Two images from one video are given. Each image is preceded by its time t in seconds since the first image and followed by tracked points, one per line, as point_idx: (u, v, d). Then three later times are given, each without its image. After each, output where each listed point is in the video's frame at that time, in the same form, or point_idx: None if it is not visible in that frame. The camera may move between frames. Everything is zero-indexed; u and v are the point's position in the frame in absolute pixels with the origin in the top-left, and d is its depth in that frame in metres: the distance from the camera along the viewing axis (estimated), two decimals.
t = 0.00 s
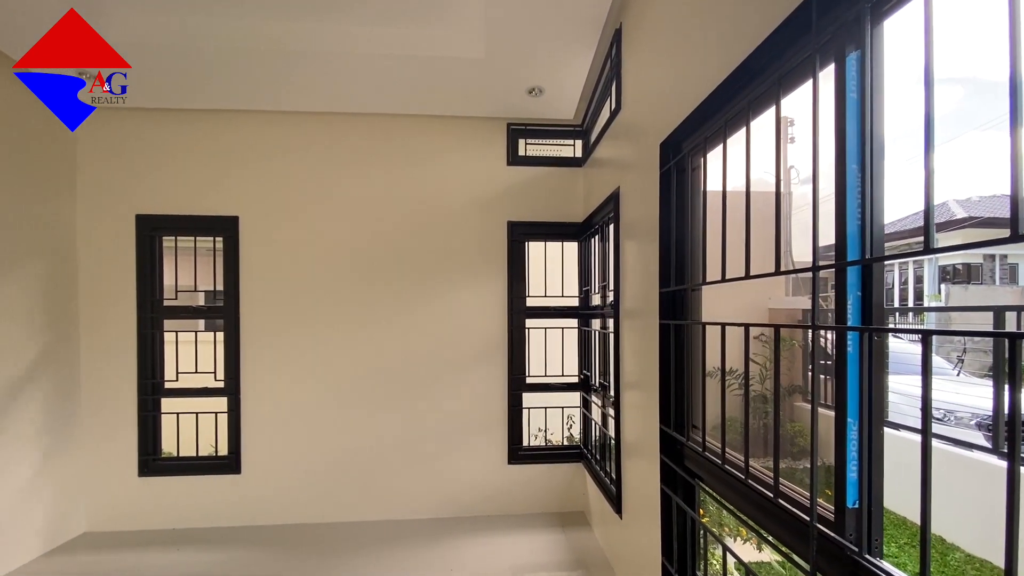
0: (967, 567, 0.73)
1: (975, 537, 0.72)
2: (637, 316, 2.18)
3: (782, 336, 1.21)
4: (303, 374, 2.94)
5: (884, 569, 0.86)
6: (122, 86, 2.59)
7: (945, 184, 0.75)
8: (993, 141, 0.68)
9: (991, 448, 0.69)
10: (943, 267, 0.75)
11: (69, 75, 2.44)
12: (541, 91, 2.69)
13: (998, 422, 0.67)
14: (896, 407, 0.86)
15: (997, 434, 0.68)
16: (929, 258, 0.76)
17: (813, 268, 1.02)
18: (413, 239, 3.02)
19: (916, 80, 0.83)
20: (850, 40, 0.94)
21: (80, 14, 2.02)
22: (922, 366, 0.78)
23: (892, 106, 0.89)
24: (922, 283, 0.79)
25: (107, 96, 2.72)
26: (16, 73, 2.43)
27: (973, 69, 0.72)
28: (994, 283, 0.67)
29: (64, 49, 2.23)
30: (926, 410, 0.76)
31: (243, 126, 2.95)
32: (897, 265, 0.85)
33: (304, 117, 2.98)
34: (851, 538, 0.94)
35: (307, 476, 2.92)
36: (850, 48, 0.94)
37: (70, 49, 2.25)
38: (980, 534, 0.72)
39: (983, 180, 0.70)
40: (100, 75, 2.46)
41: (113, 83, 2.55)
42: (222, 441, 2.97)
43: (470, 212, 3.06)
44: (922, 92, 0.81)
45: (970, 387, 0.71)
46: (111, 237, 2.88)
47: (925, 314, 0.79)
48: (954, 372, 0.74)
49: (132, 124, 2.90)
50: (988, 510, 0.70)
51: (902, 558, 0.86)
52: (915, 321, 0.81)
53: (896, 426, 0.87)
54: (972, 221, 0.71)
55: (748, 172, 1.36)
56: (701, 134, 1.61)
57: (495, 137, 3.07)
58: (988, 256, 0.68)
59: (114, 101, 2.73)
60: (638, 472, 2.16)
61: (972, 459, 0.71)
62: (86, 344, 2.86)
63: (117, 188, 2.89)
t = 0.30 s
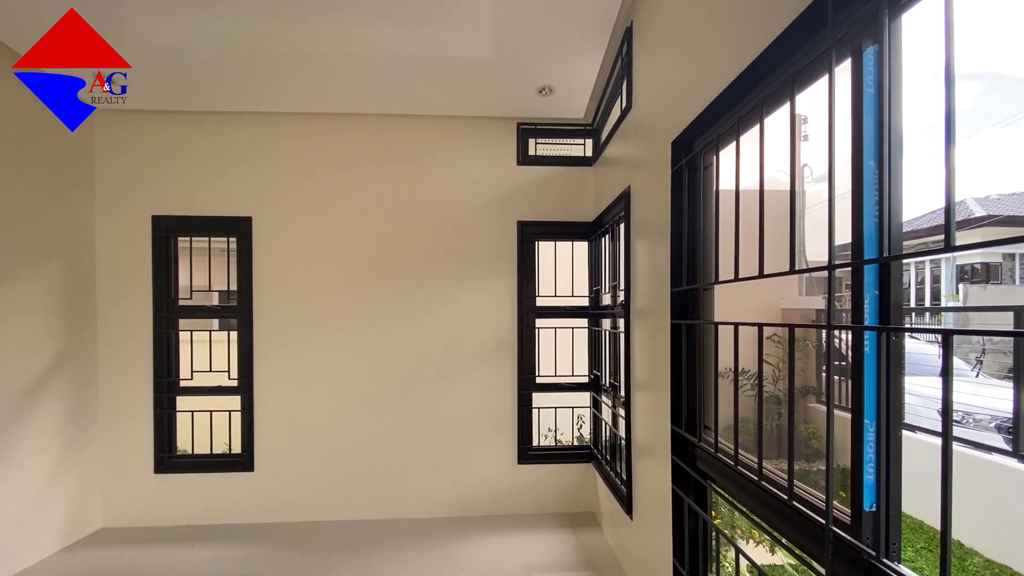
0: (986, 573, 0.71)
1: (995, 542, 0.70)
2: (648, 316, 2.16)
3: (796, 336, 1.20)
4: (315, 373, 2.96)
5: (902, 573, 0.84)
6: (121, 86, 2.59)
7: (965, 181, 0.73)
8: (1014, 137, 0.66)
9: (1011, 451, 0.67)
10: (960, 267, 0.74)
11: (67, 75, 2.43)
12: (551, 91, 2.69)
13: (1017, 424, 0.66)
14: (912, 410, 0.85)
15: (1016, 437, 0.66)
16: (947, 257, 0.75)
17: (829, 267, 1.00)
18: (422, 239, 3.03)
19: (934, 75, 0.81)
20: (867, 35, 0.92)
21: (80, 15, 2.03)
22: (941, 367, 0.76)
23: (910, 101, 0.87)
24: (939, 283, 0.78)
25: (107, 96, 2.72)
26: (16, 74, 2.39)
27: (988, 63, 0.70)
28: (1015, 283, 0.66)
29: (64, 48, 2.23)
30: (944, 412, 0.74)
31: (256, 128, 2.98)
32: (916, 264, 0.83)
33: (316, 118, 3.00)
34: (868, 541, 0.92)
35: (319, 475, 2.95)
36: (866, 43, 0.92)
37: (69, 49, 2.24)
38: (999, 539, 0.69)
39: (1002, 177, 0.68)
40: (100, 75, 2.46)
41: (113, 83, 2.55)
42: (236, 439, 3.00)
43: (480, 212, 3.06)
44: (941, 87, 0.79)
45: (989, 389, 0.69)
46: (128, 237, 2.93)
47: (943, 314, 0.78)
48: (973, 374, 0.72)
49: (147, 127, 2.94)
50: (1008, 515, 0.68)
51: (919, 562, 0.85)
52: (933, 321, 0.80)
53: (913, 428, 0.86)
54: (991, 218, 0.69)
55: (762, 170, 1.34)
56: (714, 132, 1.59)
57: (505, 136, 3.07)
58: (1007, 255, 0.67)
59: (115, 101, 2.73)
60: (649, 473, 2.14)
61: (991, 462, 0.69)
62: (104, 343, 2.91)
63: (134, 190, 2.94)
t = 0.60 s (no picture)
0: None
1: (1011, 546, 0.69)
2: (656, 315, 2.15)
3: (807, 335, 1.18)
4: (323, 372, 2.98)
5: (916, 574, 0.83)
6: (121, 86, 2.60)
7: (984, 178, 0.72)
8: None
9: None
10: (975, 266, 0.73)
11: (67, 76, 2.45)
12: (559, 90, 2.68)
13: None
14: (924, 410, 0.84)
15: None
16: (961, 255, 0.75)
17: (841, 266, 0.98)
18: (431, 239, 3.04)
19: (949, 71, 0.80)
20: (881, 29, 0.91)
21: (80, 15, 2.03)
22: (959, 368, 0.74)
23: (926, 96, 0.85)
24: (952, 283, 0.77)
25: (107, 96, 2.73)
26: (16, 74, 2.35)
27: (1006, 59, 0.69)
28: None
29: (64, 49, 2.24)
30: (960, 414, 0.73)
31: (265, 128, 3.01)
32: (932, 260, 0.81)
33: (324, 119, 3.02)
34: (882, 542, 0.91)
35: (328, 473, 2.96)
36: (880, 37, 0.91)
37: (70, 50, 2.26)
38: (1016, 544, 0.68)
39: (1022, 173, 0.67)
40: (100, 75, 2.47)
41: (113, 83, 2.56)
42: (246, 437, 3.03)
43: (488, 211, 3.06)
44: (959, 81, 0.77)
45: (1003, 390, 0.69)
46: (140, 238, 2.96)
47: (956, 314, 0.77)
48: (987, 375, 0.71)
49: (159, 128, 2.98)
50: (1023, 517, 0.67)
51: (932, 565, 0.83)
52: (945, 321, 0.80)
53: (926, 429, 0.83)
54: (1005, 217, 0.68)
55: (773, 168, 1.32)
56: (724, 129, 1.58)
57: (513, 136, 3.06)
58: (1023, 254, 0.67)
59: (115, 101, 2.74)
60: (657, 473, 2.13)
61: (1004, 463, 0.69)
62: (117, 342, 2.95)
63: (146, 191, 2.98)
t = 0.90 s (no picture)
0: None
1: None
2: (665, 316, 2.14)
3: (818, 336, 1.17)
4: (332, 372, 3.00)
5: None
6: (121, 84, 2.59)
7: (1000, 176, 0.71)
8: None
9: None
10: (989, 265, 0.73)
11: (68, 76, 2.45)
12: (567, 89, 2.67)
13: None
14: (938, 412, 0.83)
15: None
16: (974, 255, 0.74)
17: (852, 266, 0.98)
18: (439, 239, 3.05)
19: (963, 68, 0.79)
20: (894, 25, 0.90)
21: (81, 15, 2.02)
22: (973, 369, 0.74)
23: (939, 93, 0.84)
24: (966, 283, 0.77)
25: (107, 96, 2.73)
26: (16, 74, 2.31)
27: (1020, 57, 0.68)
28: None
29: (65, 49, 2.24)
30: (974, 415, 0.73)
31: (275, 130, 3.03)
32: (948, 259, 0.80)
33: (333, 120, 3.04)
34: (894, 545, 0.90)
35: (336, 472, 2.98)
36: (893, 34, 0.90)
37: (70, 50, 2.26)
38: None
39: None
40: (100, 74, 2.47)
41: (113, 83, 2.57)
42: (256, 436, 3.06)
43: (495, 211, 3.06)
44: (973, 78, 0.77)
45: (1018, 391, 0.68)
46: (153, 239, 3.01)
47: (969, 314, 0.77)
48: (1002, 376, 0.71)
49: (171, 130, 3.02)
50: None
51: (944, 568, 0.82)
52: (958, 321, 0.79)
53: (939, 431, 0.83)
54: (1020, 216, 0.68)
55: (782, 167, 1.31)
56: (733, 128, 1.57)
57: (520, 136, 3.07)
58: None
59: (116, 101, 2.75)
60: (666, 473, 2.12)
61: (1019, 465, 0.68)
62: (130, 342, 2.99)
63: (158, 192, 3.01)
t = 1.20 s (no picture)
0: None
1: None
2: (674, 316, 2.13)
3: (830, 335, 1.16)
4: (341, 371, 3.02)
5: None
6: (120, 86, 2.63)
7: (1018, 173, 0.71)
8: None
9: None
10: (1004, 264, 0.73)
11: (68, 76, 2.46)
12: (575, 89, 2.67)
13: None
14: (953, 413, 0.82)
15: None
16: (989, 254, 0.74)
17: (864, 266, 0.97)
18: (447, 239, 3.06)
19: (978, 64, 0.78)
20: (908, 22, 0.89)
21: (80, 15, 2.04)
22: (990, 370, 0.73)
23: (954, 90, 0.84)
24: (980, 282, 0.77)
25: (107, 96, 2.73)
26: (16, 74, 2.28)
27: None
28: None
29: (64, 49, 2.25)
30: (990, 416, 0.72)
31: (285, 132, 3.06)
32: (964, 258, 0.79)
33: (342, 122, 3.06)
34: (908, 548, 0.90)
35: (346, 471, 3.00)
36: (906, 30, 0.89)
37: (70, 50, 2.27)
38: None
39: None
40: (100, 75, 2.49)
41: (113, 83, 2.58)
42: (267, 435, 3.09)
43: (504, 212, 3.07)
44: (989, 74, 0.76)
45: None
46: (166, 240, 3.05)
47: (984, 314, 0.76)
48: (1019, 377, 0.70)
49: (184, 133, 3.06)
50: None
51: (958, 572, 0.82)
52: (972, 321, 0.78)
53: (953, 433, 0.82)
54: None
55: (793, 166, 1.30)
56: (744, 127, 1.56)
57: (528, 136, 3.07)
58: None
59: (115, 101, 2.76)
60: (674, 474, 2.12)
61: None
62: (144, 341, 3.04)
63: (172, 194, 3.06)
